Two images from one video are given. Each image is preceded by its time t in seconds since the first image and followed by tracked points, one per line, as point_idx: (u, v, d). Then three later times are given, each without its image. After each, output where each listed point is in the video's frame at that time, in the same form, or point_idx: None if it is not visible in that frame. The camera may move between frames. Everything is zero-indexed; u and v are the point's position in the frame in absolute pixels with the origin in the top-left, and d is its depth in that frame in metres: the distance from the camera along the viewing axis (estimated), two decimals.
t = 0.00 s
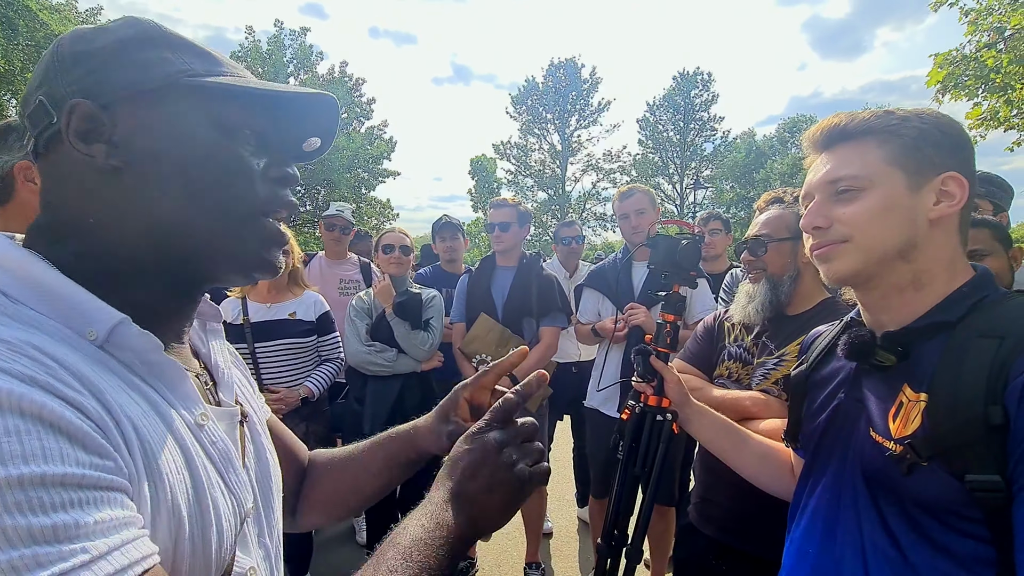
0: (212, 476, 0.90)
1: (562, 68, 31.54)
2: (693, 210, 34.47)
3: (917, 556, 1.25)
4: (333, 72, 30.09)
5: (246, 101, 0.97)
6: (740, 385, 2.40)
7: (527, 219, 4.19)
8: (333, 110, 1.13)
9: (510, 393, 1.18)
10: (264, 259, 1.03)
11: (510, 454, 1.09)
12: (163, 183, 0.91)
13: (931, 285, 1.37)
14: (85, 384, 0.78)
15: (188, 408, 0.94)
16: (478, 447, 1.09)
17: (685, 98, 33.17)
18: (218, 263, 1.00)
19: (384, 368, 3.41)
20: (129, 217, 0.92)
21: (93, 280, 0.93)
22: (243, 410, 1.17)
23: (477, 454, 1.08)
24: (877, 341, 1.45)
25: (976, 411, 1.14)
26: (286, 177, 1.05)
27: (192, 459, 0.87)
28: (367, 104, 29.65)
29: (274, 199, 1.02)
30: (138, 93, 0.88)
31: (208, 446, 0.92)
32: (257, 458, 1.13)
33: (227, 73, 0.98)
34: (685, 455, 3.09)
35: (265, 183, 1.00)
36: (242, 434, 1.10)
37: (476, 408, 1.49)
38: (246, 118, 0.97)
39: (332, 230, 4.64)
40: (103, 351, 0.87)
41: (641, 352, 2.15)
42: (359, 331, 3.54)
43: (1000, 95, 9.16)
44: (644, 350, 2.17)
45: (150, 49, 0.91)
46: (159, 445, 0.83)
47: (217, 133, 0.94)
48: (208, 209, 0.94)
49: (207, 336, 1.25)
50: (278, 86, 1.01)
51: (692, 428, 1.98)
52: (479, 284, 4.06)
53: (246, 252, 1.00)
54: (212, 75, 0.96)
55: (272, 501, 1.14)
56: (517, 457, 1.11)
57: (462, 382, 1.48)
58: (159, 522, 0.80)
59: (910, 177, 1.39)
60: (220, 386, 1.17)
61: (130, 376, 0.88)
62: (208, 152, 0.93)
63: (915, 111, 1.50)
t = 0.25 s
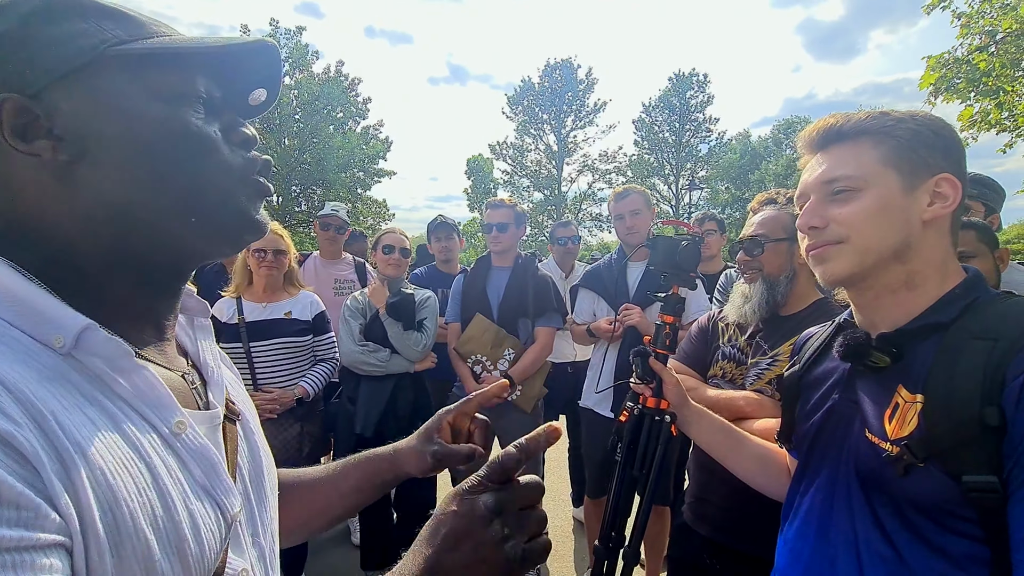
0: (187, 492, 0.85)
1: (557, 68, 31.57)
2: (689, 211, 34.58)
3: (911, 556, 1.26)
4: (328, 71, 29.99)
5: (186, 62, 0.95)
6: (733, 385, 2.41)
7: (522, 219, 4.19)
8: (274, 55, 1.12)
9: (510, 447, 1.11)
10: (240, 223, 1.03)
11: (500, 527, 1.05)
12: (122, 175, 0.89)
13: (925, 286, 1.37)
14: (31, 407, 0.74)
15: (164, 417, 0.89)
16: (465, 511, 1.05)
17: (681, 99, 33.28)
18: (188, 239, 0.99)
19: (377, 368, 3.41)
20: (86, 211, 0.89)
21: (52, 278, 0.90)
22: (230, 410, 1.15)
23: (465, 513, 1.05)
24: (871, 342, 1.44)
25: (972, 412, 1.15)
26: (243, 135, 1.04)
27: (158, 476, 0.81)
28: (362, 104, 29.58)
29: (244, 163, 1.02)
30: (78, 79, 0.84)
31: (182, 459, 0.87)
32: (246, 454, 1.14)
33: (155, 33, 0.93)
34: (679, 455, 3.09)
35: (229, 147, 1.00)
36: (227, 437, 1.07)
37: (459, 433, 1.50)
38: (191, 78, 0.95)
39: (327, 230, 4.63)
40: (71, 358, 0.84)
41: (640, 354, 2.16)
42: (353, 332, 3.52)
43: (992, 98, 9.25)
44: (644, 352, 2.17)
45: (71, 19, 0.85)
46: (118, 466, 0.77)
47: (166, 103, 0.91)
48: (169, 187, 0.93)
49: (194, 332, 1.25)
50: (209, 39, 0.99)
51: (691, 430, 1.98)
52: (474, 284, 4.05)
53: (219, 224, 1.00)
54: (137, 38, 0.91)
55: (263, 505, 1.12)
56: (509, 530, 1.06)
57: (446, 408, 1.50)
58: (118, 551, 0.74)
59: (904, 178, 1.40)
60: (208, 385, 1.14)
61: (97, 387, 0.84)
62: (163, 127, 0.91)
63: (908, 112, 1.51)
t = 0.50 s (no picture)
0: (190, 493, 0.84)
1: (554, 69, 31.60)
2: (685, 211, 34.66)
3: (914, 554, 1.27)
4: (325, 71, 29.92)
5: (229, 90, 0.95)
6: (732, 386, 2.42)
7: (521, 219, 4.19)
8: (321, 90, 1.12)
9: (519, 484, 1.14)
10: (240, 259, 0.99)
11: (500, 569, 1.07)
12: (141, 188, 0.88)
13: (930, 287, 1.39)
14: (33, 410, 0.71)
15: (166, 416, 0.87)
16: (467, 546, 1.07)
17: (677, 101, 33.37)
18: (197, 264, 0.97)
19: (375, 368, 3.40)
20: (102, 216, 0.88)
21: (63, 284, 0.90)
22: (229, 406, 1.14)
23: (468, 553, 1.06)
24: (876, 342, 1.46)
25: (977, 412, 1.16)
26: (274, 165, 1.03)
27: (161, 479, 0.80)
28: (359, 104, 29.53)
29: (262, 192, 1.00)
30: (115, 87, 0.85)
31: (184, 460, 0.85)
32: (249, 447, 1.13)
33: (208, 57, 0.94)
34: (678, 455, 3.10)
35: (252, 175, 0.98)
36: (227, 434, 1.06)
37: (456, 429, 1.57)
38: (230, 106, 0.95)
39: (325, 231, 4.63)
40: (73, 359, 0.81)
41: (640, 355, 2.16)
42: (351, 332, 3.51)
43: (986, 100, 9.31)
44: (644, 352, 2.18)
45: (122, 32, 0.86)
46: (123, 470, 0.76)
47: (198, 127, 0.91)
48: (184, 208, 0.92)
49: (198, 330, 1.26)
50: (259, 71, 0.99)
51: (691, 429, 1.99)
52: (473, 284, 4.05)
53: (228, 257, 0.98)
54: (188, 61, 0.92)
55: (265, 496, 1.12)
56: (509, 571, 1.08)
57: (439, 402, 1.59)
58: (123, 555, 0.73)
59: (912, 179, 1.41)
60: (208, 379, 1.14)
61: (98, 387, 0.81)
62: (188, 146, 0.91)
63: (916, 112, 1.51)
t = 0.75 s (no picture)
0: (223, 475, 0.90)
1: (552, 70, 31.65)
2: (683, 212, 34.68)
3: (916, 553, 1.28)
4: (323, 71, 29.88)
5: (233, 92, 0.95)
6: (732, 385, 2.43)
7: (520, 220, 4.20)
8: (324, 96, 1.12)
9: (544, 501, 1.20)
10: (260, 249, 1.01)
11: (528, 564, 1.08)
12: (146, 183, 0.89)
13: (929, 286, 1.40)
14: (90, 394, 0.77)
15: (199, 405, 0.93)
16: (501, 544, 1.07)
17: (675, 101, 33.43)
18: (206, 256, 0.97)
19: (374, 369, 3.41)
20: (114, 214, 0.89)
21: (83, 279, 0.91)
22: (246, 402, 1.16)
23: (499, 550, 1.06)
24: (877, 342, 1.47)
25: (980, 410, 1.17)
26: (275, 167, 1.02)
27: (201, 459, 0.87)
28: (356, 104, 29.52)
29: (264, 190, 0.99)
30: (121, 86, 0.85)
31: (218, 445, 0.92)
32: (263, 445, 1.14)
33: (212, 63, 0.94)
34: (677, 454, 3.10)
35: (254, 175, 0.97)
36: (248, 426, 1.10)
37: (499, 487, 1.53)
38: (232, 107, 0.94)
39: (325, 231, 4.63)
40: (114, 352, 0.86)
41: (644, 355, 2.17)
42: (349, 332, 3.50)
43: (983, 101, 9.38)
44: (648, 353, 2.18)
45: (131, 36, 0.87)
46: (169, 448, 0.82)
47: (198, 123, 0.91)
48: (203, 206, 0.93)
49: (210, 329, 1.25)
50: (263, 75, 0.99)
51: (694, 430, 1.99)
52: (472, 285, 4.06)
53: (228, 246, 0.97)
54: (195, 64, 0.93)
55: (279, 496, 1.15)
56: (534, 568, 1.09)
57: (485, 460, 1.53)
58: (169, 527, 0.80)
59: (913, 178, 1.42)
60: (223, 377, 1.16)
61: (140, 376, 0.87)
62: (196, 143, 0.91)
63: (919, 113, 1.52)
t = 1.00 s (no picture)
0: (230, 480, 0.89)
1: (551, 71, 31.68)
2: (682, 212, 34.71)
3: (915, 550, 1.28)
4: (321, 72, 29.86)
5: (222, 80, 0.95)
6: (732, 384, 2.44)
7: (518, 220, 4.20)
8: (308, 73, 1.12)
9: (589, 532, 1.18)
10: (271, 240, 1.03)
11: None
12: (158, 184, 0.89)
13: (919, 285, 1.40)
14: (102, 390, 0.78)
15: (210, 408, 0.93)
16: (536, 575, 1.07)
17: (673, 102, 33.48)
18: (217, 253, 0.98)
19: (372, 370, 3.40)
20: (126, 217, 0.90)
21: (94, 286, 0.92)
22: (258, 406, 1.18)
23: None
24: (875, 341, 1.47)
25: (980, 407, 1.17)
26: (274, 148, 1.04)
27: (208, 461, 0.86)
28: (355, 105, 29.50)
29: (270, 174, 1.00)
30: (124, 89, 0.86)
31: (226, 449, 0.92)
32: (272, 450, 1.15)
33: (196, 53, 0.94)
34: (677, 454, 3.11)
35: (257, 157, 0.99)
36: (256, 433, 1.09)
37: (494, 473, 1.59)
38: (225, 95, 0.95)
39: (325, 232, 4.64)
40: (129, 351, 0.87)
41: (642, 355, 2.20)
42: (347, 334, 3.49)
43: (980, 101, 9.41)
44: (647, 354, 2.20)
45: (116, 38, 0.87)
46: (175, 451, 0.82)
47: (199, 116, 0.91)
48: (220, 203, 0.94)
49: (224, 330, 1.27)
50: (242, 57, 0.98)
51: (692, 430, 2.00)
52: (470, 285, 4.05)
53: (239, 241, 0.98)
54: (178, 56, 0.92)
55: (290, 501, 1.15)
56: None
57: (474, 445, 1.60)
58: (173, 532, 0.78)
59: (906, 179, 1.43)
60: (239, 381, 1.19)
61: (154, 377, 0.88)
62: (198, 139, 0.91)
63: (912, 114, 1.53)
